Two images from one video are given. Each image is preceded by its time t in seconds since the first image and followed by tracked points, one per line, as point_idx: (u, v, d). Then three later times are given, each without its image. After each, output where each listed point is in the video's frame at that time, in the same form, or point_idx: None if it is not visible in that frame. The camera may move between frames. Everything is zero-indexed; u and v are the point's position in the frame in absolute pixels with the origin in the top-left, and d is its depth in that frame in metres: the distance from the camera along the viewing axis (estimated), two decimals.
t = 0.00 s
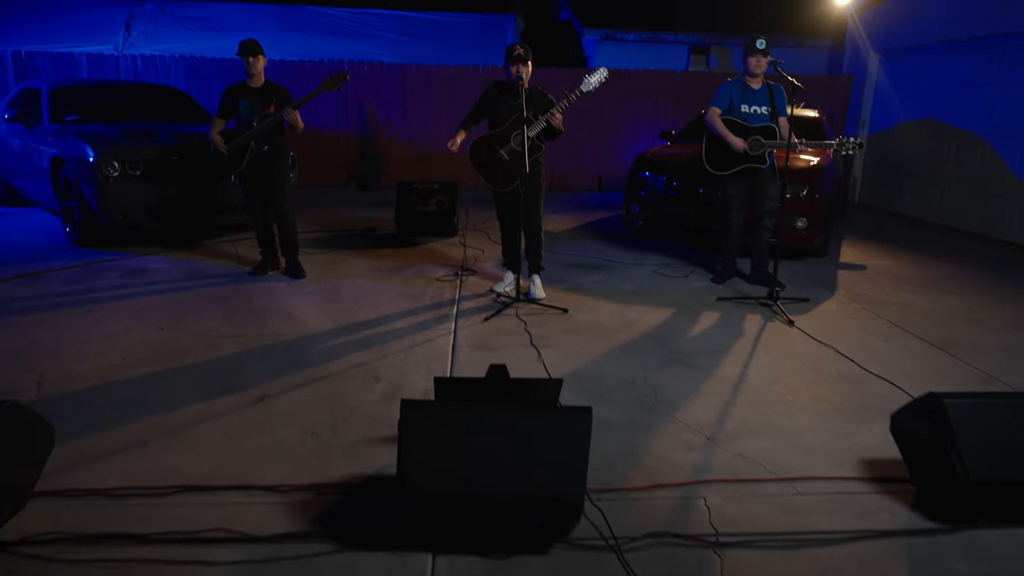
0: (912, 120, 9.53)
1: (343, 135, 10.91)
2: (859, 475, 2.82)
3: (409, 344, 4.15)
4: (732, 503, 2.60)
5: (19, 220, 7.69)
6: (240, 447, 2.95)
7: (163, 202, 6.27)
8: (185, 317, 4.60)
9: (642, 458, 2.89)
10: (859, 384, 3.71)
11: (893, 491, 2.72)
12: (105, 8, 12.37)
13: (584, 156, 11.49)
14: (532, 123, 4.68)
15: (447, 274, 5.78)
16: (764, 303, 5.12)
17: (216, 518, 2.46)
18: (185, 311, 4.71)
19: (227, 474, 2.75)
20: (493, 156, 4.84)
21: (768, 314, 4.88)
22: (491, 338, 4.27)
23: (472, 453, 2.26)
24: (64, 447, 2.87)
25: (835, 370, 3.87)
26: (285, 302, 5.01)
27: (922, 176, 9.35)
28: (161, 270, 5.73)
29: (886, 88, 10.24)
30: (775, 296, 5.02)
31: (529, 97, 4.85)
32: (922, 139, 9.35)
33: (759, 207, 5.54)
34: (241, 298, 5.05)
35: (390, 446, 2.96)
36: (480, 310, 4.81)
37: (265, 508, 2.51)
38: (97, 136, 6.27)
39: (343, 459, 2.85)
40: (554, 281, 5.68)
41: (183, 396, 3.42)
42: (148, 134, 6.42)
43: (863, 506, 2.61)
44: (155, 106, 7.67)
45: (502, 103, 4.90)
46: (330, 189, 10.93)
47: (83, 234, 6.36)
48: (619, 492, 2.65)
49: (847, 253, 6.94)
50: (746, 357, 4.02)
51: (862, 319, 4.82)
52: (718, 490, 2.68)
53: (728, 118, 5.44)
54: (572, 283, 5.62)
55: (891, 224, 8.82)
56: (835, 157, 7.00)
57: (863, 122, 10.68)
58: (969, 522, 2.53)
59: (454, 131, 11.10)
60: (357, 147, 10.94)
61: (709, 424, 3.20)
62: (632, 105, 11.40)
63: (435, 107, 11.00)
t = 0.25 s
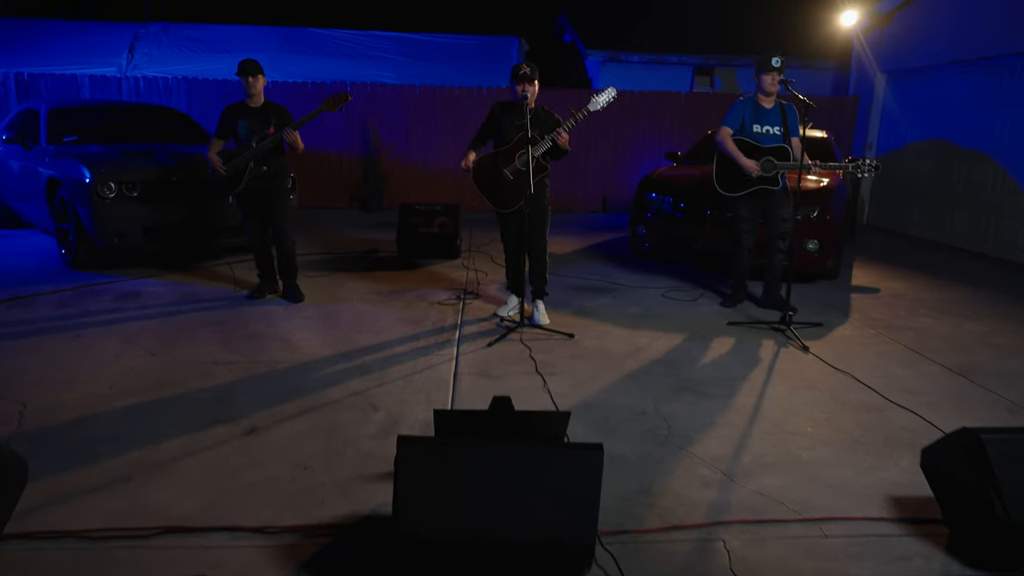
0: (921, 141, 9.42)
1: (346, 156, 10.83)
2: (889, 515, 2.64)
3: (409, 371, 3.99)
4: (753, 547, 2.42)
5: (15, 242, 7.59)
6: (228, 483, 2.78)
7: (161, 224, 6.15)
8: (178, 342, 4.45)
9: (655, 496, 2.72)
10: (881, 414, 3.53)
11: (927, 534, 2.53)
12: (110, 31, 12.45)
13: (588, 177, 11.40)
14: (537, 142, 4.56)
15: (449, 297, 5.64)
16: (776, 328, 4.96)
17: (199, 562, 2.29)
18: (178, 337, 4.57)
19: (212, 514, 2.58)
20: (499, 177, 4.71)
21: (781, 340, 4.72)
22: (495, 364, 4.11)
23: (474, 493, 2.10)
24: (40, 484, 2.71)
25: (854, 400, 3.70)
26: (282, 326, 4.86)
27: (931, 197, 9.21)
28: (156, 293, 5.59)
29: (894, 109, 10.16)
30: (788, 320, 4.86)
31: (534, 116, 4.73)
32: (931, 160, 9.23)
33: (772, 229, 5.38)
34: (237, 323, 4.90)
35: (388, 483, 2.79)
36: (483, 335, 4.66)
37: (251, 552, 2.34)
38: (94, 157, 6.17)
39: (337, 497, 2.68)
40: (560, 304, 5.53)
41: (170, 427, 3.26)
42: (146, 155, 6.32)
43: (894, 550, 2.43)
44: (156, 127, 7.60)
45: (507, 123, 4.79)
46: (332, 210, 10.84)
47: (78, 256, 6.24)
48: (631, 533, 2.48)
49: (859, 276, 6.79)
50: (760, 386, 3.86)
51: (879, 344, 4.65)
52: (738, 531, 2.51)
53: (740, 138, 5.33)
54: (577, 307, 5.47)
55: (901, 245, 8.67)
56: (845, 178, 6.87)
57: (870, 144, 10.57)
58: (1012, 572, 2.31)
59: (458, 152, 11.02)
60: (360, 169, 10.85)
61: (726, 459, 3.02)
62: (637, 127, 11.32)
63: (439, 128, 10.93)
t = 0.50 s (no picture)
0: (929, 157, 9.29)
1: (346, 172, 10.73)
2: (916, 553, 2.46)
3: (406, 395, 3.83)
4: None
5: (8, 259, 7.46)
6: (211, 517, 2.61)
7: (155, 241, 6.02)
8: (168, 364, 4.30)
9: (666, 532, 2.55)
10: (901, 441, 3.35)
11: None
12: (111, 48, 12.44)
13: (591, 194, 11.28)
14: (539, 156, 4.42)
15: (449, 316, 5.49)
16: (787, 349, 4.80)
17: None
18: (168, 358, 4.41)
19: (192, 552, 2.41)
20: (501, 193, 4.58)
21: (793, 361, 4.56)
22: (496, 387, 3.95)
23: (470, 533, 1.94)
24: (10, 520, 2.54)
25: (873, 426, 3.52)
26: (276, 346, 4.71)
27: (940, 213, 9.07)
28: (148, 312, 5.45)
29: (901, 124, 10.04)
30: (800, 340, 4.71)
31: (537, 130, 4.60)
32: (939, 176, 9.10)
33: (784, 246, 5.23)
34: (230, 342, 4.75)
35: (380, 517, 2.62)
36: (484, 356, 4.50)
37: None
38: (88, 173, 6.06)
39: (326, 532, 2.51)
40: (563, 323, 5.38)
41: (153, 456, 3.09)
42: (142, 171, 6.21)
43: None
44: (154, 142, 7.51)
45: (509, 138, 4.67)
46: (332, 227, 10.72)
47: (71, 274, 6.10)
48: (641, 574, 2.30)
49: (869, 294, 6.63)
50: (773, 411, 3.69)
51: (895, 366, 4.48)
52: (756, 571, 2.33)
53: (748, 153, 5.20)
54: (581, 326, 5.32)
55: (910, 262, 8.51)
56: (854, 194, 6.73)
57: (877, 160, 10.45)
58: None
59: (459, 168, 10.92)
60: (361, 185, 10.75)
61: (740, 490, 2.85)
62: (641, 143, 11.22)
63: (440, 145, 10.84)
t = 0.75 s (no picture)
0: (938, 165, 9.14)
1: (346, 181, 10.61)
2: None
3: (402, 413, 3.67)
4: None
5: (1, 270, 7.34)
6: (190, 547, 2.45)
7: (147, 252, 5.86)
8: (156, 379, 4.14)
9: (675, 565, 2.38)
10: (923, 463, 3.18)
11: None
12: (111, 56, 12.36)
13: (595, 203, 11.13)
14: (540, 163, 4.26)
15: (448, 329, 5.33)
16: (798, 363, 4.63)
17: None
18: (157, 373, 4.26)
19: None
20: (502, 202, 4.43)
21: (805, 377, 4.40)
22: (495, 404, 3.79)
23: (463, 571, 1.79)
24: None
25: (891, 447, 3.35)
26: (270, 360, 4.56)
27: (950, 223, 8.90)
28: (140, 324, 5.31)
29: (909, 132, 9.90)
30: (811, 355, 4.54)
31: (539, 138, 4.45)
32: (950, 185, 8.93)
33: (795, 256, 5.04)
34: (222, 356, 4.60)
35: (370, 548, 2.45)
36: (484, 371, 4.35)
37: None
38: (80, 182, 5.93)
39: (312, 565, 2.35)
40: (566, 336, 5.22)
41: (133, 480, 2.93)
42: (135, 180, 6.08)
43: None
44: (149, 150, 7.37)
45: (510, 145, 4.52)
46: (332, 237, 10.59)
47: (62, 284, 5.96)
48: None
49: (880, 305, 6.45)
50: (786, 431, 3.52)
51: (910, 382, 4.31)
52: None
53: (754, 161, 5.05)
54: (585, 339, 5.16)
55: (920, 272, 8.34)
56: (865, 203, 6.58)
57: (885, 168, 10.28)
58: None
59: (461, 177, 10.80)
60: (361, 194, 10.63)
61: (754, 518, 2.68)
62: (645, 152, 11.09)
63: (442, 154, 10.71)
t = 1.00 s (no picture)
0: (946, 173, 9.00)
1: (347, 189, 10.50)
2: None
3: (398, 428, 3.53)
4: None
5: None
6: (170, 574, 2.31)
7: (142, 260, 5.74)
8: (145, 393, 4.01)
9: None
10: (944, 484, 3.03)
11: None
12: (111, 64, 12.30)
13: (598, 211, 11.01)
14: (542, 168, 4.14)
15: (448, 339, 5.20)
16: (809, 376, 4.49)
17: None
18: (147, 386, 4.13)
19: None
20: (504, 210, 4.31)
21: (816, 390, 4.25)
22: (496, 419, 3.65)
23: None
24: None
25: (910, 465, 3.20)
26: (264, 372, 4.43)
27: (960, 231, 8.75)
28: (133, 334, 5.18)
29: (917, 139, 9.76)
30: (822, 367, 4.40)
31: (541, 143, 4.34)
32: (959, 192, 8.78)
33: (802, 265, 4.91)
34: (215, 368, 4.47)
35: None
36: (485, 384, 4.21)
37: None
38: (74, 190, 5.83)
39: None
40: (569, 347, 5.08)
41: (114, 500, 2.79)
42: (131, 187, 5.97)
43: None
44: (146, 157, 7.26)
45: (511, 151, 4.40)
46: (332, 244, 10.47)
47: (55, 294, 5.84)
48: None
49: (891, 315, 6.30)
50: (798, 448, 3.38)
51: (926, 396, 4.16)
52: None
53: (760, 168, 4.91)
54: (588, 350, 5.02)
55: (929, 281, 8.18)
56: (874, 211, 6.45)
57: (892, 176, 10.10)
58: None
59: (462, 185, 10.69)
60: (362, 202, 10.52)
61: (768, 543, 2.54)
62: (649, 159, 10.97)
63: (444, 161, 10.61)
